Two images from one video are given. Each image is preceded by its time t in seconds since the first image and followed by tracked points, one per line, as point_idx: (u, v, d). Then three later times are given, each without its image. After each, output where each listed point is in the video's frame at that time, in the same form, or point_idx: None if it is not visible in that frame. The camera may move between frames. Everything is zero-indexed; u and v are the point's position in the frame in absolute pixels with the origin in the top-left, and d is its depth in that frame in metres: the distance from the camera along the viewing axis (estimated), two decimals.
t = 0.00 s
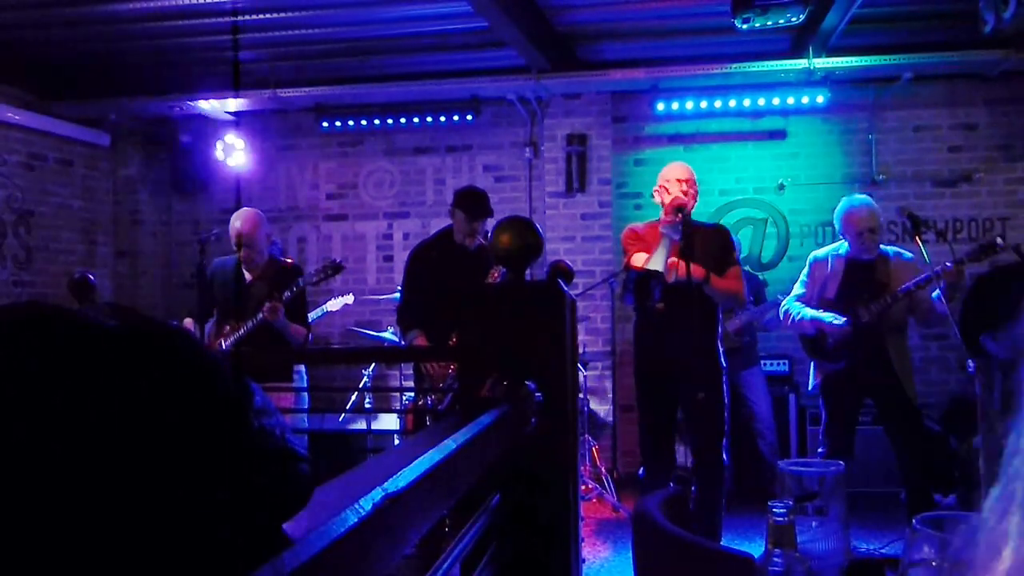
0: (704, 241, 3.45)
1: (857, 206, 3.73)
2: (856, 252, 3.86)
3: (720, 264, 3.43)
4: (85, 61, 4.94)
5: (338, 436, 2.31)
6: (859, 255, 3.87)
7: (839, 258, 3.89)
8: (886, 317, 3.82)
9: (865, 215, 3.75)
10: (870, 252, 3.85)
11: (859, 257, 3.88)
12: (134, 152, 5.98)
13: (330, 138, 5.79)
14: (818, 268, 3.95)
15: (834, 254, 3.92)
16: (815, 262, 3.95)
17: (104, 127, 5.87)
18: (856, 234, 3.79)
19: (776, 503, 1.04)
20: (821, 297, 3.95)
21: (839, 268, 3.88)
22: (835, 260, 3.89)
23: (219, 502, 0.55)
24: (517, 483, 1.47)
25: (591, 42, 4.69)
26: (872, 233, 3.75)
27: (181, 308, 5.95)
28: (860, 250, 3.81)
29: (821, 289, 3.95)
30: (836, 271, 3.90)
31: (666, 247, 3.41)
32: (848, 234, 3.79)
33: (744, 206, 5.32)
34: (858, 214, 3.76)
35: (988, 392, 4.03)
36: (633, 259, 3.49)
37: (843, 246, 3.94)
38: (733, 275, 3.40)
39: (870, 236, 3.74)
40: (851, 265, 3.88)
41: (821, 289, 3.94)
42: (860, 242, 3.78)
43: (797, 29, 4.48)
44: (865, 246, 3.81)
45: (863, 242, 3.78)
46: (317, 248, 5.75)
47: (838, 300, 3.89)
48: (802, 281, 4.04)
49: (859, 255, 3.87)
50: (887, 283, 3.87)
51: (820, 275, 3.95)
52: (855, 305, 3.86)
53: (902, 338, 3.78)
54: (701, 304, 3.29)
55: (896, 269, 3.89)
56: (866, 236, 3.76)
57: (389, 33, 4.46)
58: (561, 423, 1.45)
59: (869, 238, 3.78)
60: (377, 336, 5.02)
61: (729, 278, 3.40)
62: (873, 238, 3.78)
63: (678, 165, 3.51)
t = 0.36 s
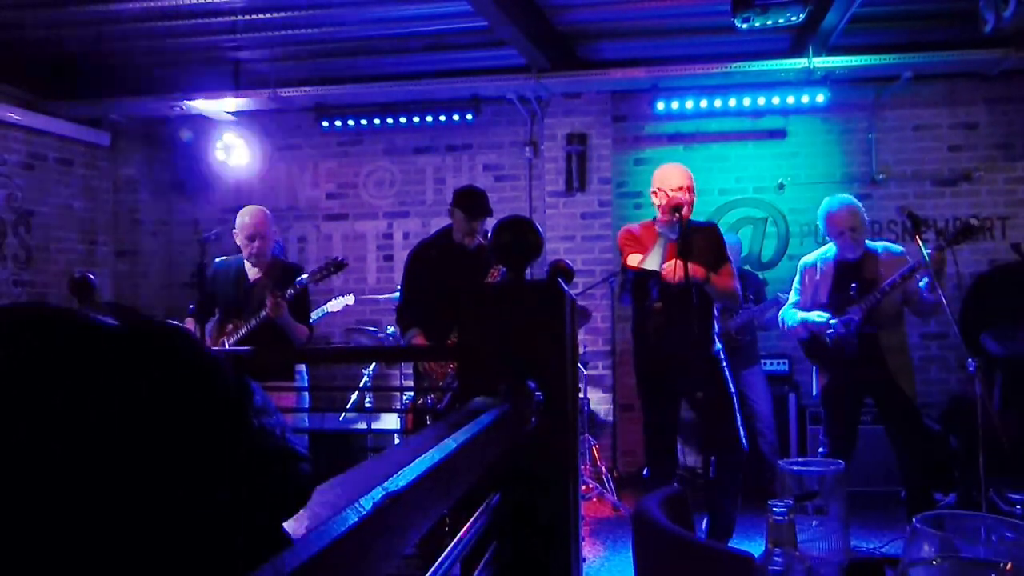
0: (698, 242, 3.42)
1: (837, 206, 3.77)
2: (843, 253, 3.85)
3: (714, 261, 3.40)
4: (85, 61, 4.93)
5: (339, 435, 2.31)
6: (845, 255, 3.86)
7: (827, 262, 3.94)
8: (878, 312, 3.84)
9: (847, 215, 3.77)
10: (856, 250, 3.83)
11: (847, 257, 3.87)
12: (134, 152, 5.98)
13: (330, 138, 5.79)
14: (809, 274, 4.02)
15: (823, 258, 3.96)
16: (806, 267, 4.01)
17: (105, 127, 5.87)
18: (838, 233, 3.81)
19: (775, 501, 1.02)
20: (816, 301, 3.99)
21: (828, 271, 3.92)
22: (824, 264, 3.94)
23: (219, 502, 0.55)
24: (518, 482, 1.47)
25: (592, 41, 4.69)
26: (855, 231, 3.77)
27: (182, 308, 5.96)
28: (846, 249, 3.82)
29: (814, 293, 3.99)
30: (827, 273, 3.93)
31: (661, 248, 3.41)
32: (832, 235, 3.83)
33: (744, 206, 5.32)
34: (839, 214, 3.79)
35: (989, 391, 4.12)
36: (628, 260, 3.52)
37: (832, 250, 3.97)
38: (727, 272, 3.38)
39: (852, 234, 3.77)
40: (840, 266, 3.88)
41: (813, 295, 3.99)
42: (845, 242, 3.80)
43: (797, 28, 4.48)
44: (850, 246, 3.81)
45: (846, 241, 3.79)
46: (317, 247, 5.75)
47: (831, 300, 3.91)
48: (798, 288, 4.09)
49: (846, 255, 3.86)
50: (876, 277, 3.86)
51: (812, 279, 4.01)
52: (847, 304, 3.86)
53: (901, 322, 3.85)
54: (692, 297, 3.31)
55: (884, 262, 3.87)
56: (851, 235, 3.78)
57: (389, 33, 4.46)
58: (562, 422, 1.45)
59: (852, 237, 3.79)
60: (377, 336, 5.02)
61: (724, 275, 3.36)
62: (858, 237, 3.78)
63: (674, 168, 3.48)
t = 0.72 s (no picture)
0: (706, 243, 3.41)
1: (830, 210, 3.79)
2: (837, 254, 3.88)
3: (729, 264, 3.36)
4: (85, 61, 4.94)
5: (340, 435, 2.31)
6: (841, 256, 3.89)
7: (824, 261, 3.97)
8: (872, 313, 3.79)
9: (839, 218, 3.78)
10: (850, 254, 3.85)
11: (842, 259, 3.89)
12: (134, 152, 5.98)
13: (330, 137, 5.78)
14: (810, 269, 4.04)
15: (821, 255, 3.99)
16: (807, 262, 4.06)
17: (104, 126, 5.86)
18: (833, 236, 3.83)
19: (776, 500, 0.99)
20: (810, 299, 4.02)
21: (823, 270, 3.97)
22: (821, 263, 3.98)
23: (220, 504, 0.55)
24: (519, 480, 1.46)
25: (591, 40, 4.69)
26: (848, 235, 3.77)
27: (182, 308, 5.96)
28: (840, 251, 3.84)
29: (811, 291, 4.02)
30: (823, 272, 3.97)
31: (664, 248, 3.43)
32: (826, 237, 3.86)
33: (744, 205, 5.31)
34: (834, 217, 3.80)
35: (990, 390, 4.20)
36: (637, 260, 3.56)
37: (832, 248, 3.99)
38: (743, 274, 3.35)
39: (845, 238, 3.77)
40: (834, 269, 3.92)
41: (810, 292, 4.02)
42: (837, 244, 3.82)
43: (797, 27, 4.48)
44: (842, 249, 3.83)
45: (839, 244, 3.81)
46: (317, 247, 5.75)
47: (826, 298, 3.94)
48: (797, 284, 4.14)
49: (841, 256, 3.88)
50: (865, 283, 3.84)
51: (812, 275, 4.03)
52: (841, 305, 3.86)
53: (897, 323, 3.78)
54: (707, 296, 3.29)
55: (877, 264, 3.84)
56: (843, 239, 3.79)
57: (389, 32, 4.45)
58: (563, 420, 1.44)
59: (845, 241, 3.80)
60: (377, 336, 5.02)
61: (741, 278, 3.33)
62: (850, 241, 3.79)
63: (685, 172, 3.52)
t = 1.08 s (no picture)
0: (707, 246, 3.40)
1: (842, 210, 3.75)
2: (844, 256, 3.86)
3: (732, 267, 3.36)
4: (86, 60, 4.93)
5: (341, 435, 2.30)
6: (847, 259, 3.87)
7: (830, 262, 3.92)
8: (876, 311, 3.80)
9: (852, 218, 3.74)
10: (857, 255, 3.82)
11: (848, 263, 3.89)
12: (135, 151, 5.98)
13: (330, 137, 5.78)
14: (814, 269, 4.01)
15: (827, 256, 3.94)
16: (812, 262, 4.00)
17: (105, 126, 5.86)
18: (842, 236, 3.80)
19: (777, 499, 0.98)
20: (812, 298, 4.02)
21: (828, 271, 3.93)
22: (826, 262, 3.93)
23: (220, 504, 0.54)
24: (520, 481, 1.46)
25: (592, 39, 4.69)
26: (856, 236, 3.74)
27: (182, 307, 5.95)
28: (847, 252, 3.81)
29: (813, 291, 4.01)
30: (827, 273, 3.94)
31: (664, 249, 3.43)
32: (836, 235, 3.82)
33: (745, 205, 5.31)
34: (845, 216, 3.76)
35: (990, 390, 4.21)
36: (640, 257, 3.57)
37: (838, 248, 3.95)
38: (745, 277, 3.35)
39: (854, 239, 3.74)
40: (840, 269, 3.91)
41: (812, 292, 4.00)
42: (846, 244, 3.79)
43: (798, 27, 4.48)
44: (849, 249, 3.80)
45: (848, 245, 3.78)
46: (317, 247, 5.75)
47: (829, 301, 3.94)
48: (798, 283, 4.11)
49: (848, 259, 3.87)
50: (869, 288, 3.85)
51: (814, 275, 4.01)
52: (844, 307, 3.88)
53: (901, 327, 3.79)
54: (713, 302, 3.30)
55: (883, 269, 3.83)
56: (851, 239, 3.76)
57: (389, 31, 4.45)
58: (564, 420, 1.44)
59: (854, 242, 3.76)
60: (377, 335, 5.02)
61: (744, 280, 3.33)
62: (857, 242, 3.75)
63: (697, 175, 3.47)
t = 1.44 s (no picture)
0: (724, 242, 3.41)
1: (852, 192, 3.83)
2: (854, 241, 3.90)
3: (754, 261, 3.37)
4: (86, 60, 4.93)
5: (342, 434, 2.30)
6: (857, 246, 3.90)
7: (833, 263, 4.00)
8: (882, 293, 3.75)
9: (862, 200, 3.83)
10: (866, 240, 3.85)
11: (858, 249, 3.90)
12: (135, 151, 5.98)
13: (330, 137, 5.79)
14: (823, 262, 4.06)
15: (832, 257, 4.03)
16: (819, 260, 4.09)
17: (105, 126, 5.86)
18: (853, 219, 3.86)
19: (778, 500, 0.93)
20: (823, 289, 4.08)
21: (832, 268, 3.99)
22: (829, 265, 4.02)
23: (220, 504, 0.55)
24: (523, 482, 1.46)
25: (593, 40, 4.69)
26: (866, 215, 3.81)
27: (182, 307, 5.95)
28: (858, 236, 3.86)
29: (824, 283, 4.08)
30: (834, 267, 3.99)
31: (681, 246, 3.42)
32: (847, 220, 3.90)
33: (745, 205, 5.30)
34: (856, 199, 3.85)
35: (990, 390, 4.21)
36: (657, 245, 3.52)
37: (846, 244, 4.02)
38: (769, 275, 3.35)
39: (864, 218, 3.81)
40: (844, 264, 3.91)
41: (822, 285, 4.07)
42: (854, 227, 3.87)
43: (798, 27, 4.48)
44: (860, 232, 3.85)
45: (859, 226, 3.84)
46: (318, 247, 5.76)
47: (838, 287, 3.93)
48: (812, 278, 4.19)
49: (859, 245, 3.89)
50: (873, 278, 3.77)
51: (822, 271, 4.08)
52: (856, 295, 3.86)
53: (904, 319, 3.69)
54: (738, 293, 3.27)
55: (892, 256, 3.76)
56: (862, 221, 3.83)
57: (389, 31, 4.45)
58: (563, 421, 1.44)
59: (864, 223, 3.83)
60: (378, 336, 5.02)
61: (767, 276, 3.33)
62: (868, 223, 3.82)
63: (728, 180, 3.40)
